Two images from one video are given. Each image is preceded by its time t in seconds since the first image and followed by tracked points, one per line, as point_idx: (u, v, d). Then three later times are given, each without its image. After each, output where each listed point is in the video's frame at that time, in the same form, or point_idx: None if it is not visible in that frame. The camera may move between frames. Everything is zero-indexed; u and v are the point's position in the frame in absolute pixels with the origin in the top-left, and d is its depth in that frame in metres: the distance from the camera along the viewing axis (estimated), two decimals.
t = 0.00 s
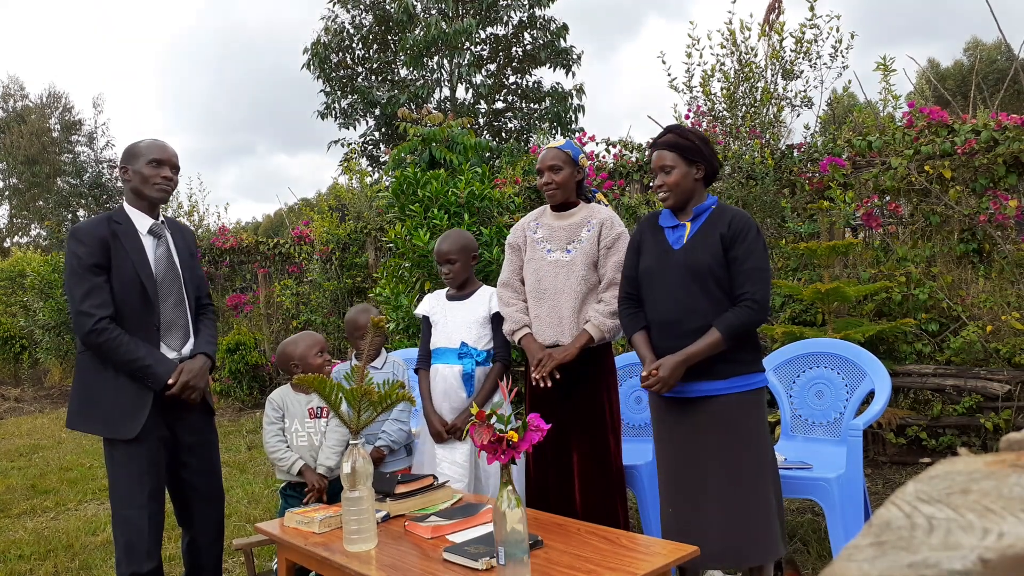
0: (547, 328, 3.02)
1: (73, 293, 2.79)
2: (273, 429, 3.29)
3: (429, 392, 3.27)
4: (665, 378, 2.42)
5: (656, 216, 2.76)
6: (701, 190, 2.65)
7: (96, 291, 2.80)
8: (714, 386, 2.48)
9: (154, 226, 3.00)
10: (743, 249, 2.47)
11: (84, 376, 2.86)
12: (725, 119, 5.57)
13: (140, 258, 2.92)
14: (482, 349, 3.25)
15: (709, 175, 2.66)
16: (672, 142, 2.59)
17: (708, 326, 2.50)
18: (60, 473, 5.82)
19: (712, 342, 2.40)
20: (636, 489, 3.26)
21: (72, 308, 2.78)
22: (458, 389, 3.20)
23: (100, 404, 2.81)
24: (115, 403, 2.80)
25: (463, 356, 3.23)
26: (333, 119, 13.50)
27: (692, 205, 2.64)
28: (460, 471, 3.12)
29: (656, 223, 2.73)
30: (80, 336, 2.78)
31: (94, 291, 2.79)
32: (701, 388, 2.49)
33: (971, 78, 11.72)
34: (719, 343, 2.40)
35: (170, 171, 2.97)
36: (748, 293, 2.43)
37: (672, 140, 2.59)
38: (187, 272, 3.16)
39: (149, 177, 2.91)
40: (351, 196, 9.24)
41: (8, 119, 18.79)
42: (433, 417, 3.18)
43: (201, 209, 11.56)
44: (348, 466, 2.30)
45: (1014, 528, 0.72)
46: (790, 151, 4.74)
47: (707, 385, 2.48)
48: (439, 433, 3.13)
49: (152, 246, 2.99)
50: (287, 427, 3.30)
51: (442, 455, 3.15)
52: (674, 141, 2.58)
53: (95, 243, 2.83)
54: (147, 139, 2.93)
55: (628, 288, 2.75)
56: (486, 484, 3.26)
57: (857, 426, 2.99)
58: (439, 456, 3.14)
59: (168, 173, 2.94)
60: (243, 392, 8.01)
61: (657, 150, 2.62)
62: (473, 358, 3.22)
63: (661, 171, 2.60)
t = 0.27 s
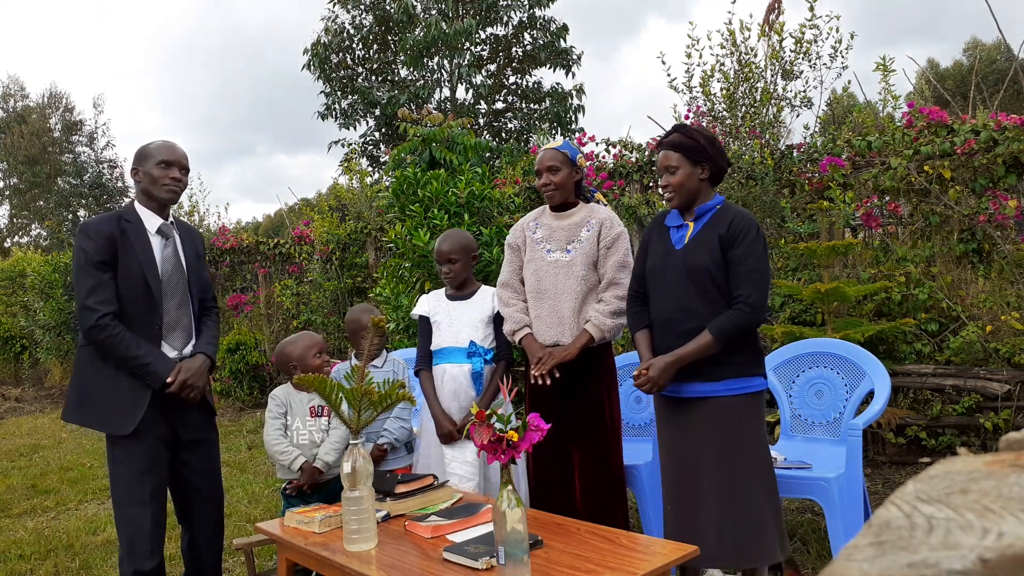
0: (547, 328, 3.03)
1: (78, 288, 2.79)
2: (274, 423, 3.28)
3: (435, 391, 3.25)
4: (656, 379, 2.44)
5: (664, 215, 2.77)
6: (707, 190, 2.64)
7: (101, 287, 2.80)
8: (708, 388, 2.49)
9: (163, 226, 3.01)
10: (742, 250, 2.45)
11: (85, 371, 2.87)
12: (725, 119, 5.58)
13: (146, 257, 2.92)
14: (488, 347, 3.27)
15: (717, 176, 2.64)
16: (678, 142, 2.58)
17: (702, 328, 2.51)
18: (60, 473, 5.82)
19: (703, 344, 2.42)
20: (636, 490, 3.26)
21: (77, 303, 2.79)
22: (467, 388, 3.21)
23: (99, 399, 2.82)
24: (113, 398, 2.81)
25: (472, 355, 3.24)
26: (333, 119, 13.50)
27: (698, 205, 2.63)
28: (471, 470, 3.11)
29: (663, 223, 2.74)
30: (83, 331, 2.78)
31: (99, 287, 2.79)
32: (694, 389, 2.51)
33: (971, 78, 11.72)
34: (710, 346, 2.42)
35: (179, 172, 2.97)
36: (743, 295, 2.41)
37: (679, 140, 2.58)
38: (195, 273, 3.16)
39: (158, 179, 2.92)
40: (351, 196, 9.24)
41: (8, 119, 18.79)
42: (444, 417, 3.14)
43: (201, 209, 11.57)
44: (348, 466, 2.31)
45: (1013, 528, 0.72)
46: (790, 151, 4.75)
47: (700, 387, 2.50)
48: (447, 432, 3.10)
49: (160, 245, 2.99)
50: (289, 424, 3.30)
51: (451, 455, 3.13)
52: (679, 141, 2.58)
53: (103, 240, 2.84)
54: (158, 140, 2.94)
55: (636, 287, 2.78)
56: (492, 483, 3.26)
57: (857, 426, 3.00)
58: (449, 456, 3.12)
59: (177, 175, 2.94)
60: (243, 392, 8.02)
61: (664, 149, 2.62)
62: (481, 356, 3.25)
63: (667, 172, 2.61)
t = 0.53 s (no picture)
0: (547, 328, 3.02)
1: (86, 283, 2.79)
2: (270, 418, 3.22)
3: (444, 390, 3.23)
4: (649, 378, 2.49)
5: (675, 215, 2.78)
6: (719, 190, 2.63)
7: (109, 284, 2.80)
8: (704, 390, 2.50)
9: (174, 228, 3.01)
10: (745, 251, 2.44)
11: (85, 365, 2.87)
12: (725, 119, 5.58)
13: (156, 257, 2.92)
14: (493, 346, 3.30)
15: (730, 176, 2.63)
16: (690, 141, 2.58)
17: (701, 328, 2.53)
18: (60, 473, 5.82)
19: (699, 345, 2.43)
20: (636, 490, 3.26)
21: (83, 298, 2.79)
22: (478, 386, 3.21)
23: (97, 395, 2.83)
24: (111, 393, 2.82)
25: (482, 355, 3.24)
26: (333, 119, 13.49)
27: (708, 204, 2.62)
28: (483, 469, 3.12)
29: (674, 222, 2.75)
30: (87, 326, 2.78)
31: (107, 284, 2.79)
32: (693, 389, 2.53)
33: (971, 78, 11.72)
34: (706, 347, 2.42)
35: (192, 174, 2.97)
36: (742, 297, 2.41)
37: (691, 138, 2.57)
38: (202, 277, 3.16)
39: (171, 181, 2.92)
40: (351, 196, 9.24)
41: (8, 120, 18.79)
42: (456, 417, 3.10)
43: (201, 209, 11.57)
44: (348, 466, 2.31)
45: (1013, 528, 0.72)
46: (790, 151, 4.75)
47: (697, 387, 2.52)
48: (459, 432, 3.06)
49: (169, 247, 2.99)
50: (291, 421, 3.29)
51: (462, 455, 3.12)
52: (692, 139, 2.57)
53: (114, 238, 2.84)
54: (173, 143, 2.94)
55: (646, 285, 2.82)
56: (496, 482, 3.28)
57: (857, 426, 2.99)
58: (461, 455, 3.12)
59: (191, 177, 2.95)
60: (243, 392, 8.02)
61: (677, 147, 2.62)
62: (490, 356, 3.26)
63: (678, 170, 2.61)
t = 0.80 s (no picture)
0: (547, 329, 3.02)
1: (94, 280, 2.80)
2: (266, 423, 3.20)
3: (452, 391, 3.21)
4: (659, 378, 2.49)
5: (684, 213, 2.77)
6: (729, 189, 2.63)
7: (118, 282, 2.80)
8: (714, 390, 2.49)
9: (182, 229, 3.02)
10: (755, 252, 2.44)
11: (90, 362, 2.87)
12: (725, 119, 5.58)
13: (165, 257, 2.93)
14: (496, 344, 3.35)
15: (741, 177, 2.63)
16: (705, 139, 2.57)
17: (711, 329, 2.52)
18: (59, 473, 5.82)
19: (708, 345, 2.43)
20: (636, 490, 3.27)
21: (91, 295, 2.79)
22: (487, 386, 3.24)
23: (101, 392, 2.83)
24: (116, 391, 2.82)
25: (491, 354, 3.27)
26: (333, 119, 13.49)
27: (717, 204, 2.62)
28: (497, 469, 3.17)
29: (682, 221, 2.75)
30: (94, 323, 2.79)
31: (116, 282, 2.80)
32: (700, 390, 2.52)
33: (971, 77, 11.70)
34: (716, 347, 2.42)
35: (199, 177, 2.97)
36: (752, 298, 2.40)
37: (705, 136, 2.57)
38: (209, 279, 3.17)
39: (179, 183, 2.92)
40: (351, 197, 9.24)
41: (8, 119, 18.79)
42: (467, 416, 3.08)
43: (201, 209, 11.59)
44: (348, 466, 2.31)
45: (1013, 528, 0.72)
46: (790, 151, 4.75)
47: (706, 387, 2.51)
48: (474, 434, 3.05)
49: (178, 247, 3.00)
50: (287, 425, 3.28)
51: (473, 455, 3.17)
52: (704, 138, 2.57)
53: (124, 236, 2.85)
54: (182, 146, 2.95)
55: (654, 284, 2.83)
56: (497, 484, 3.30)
57: (857, 426, 2.99)
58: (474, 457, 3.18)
59: (198, 180, 2.95)
60: (243, 392, 8.02)
61: (688, 145, 2.61)
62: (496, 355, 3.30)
63: (689, 168, 2.61)
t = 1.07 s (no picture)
0: (546, 329, 3.02)
1: (96, 281, 2.80)
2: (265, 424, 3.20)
3: (458, 391, 3.21)
4: (675, 379, 2.46)
5: (687, 214, 2.77)
6: (732, 189, 2.63)
7: (119, 282, 2.80)
8: (726, 390, 2.49)
9: (181, 227, 3.01)
10: (765, 250, 2.44)
11: (95, 363, 2.87)
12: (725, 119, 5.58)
13: (165, 254, 2.93)
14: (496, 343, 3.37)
15: (743, 176, 2.64)
16: (707, 139, 2.58)
17: (721, 330, 2.52)
18: (60, 473, 5.82)
19: (722, 345, 2.41)
20: (636, 489, 3.27)
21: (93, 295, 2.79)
22: (491, 385, 3.26)
23: (107, 393, 2.83)
24: (121, 393, 2.82)
25: (494, 353, 3.29)
26: (333, 119, 13.49)
27: (721, 204, 2.62)
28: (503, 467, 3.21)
29: (686, 221, 2.74)
30: (98, 323, 2.79)
31: (117, 282, 2.80)
32: (713, 390, 2.51)
33: (971, 77, 11.69)
34: (731, 346, 2.40)
35: (191, 174, 2.96)
36: (764, 296, 2.40)
37: (707, 137, 2.58)
38: (210, 275, 3.16)
39: (172, 182, 2.92)
40: (350, 197, 9.23)
41: (8, 119, 18.78)
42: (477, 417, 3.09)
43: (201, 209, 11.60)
44: (348, 466, 2.31)
45: (1013, 528, 0.72)
46: (790, 151, 4.75)
47: (719, 389, 2.50)
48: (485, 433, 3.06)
49: (177, 245, 2.99)
50: (288, 426, 3.27)
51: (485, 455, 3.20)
52: (708, 138, 2.58)
53: (123, 235, 2.85)
54: (173, 145, 2.94)
55: (656, 285, 2.82)
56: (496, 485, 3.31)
57: (857, 426, 2.99)
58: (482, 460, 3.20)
59: (189, 177, 2.94)
60: (243, 392, 8.02)
61: (691, 145, 2.62)
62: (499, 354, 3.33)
63: (692, 168, 2.61)
